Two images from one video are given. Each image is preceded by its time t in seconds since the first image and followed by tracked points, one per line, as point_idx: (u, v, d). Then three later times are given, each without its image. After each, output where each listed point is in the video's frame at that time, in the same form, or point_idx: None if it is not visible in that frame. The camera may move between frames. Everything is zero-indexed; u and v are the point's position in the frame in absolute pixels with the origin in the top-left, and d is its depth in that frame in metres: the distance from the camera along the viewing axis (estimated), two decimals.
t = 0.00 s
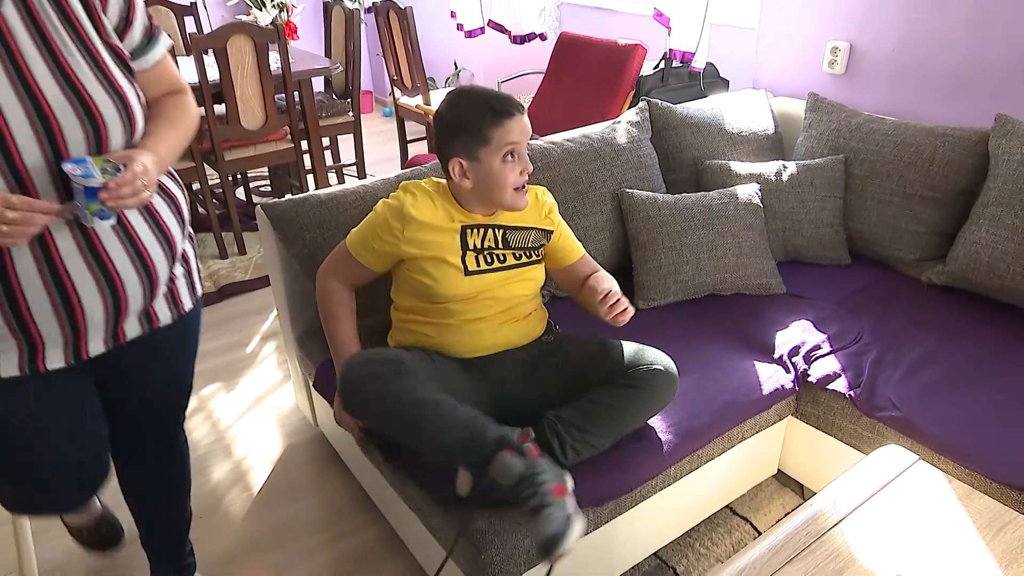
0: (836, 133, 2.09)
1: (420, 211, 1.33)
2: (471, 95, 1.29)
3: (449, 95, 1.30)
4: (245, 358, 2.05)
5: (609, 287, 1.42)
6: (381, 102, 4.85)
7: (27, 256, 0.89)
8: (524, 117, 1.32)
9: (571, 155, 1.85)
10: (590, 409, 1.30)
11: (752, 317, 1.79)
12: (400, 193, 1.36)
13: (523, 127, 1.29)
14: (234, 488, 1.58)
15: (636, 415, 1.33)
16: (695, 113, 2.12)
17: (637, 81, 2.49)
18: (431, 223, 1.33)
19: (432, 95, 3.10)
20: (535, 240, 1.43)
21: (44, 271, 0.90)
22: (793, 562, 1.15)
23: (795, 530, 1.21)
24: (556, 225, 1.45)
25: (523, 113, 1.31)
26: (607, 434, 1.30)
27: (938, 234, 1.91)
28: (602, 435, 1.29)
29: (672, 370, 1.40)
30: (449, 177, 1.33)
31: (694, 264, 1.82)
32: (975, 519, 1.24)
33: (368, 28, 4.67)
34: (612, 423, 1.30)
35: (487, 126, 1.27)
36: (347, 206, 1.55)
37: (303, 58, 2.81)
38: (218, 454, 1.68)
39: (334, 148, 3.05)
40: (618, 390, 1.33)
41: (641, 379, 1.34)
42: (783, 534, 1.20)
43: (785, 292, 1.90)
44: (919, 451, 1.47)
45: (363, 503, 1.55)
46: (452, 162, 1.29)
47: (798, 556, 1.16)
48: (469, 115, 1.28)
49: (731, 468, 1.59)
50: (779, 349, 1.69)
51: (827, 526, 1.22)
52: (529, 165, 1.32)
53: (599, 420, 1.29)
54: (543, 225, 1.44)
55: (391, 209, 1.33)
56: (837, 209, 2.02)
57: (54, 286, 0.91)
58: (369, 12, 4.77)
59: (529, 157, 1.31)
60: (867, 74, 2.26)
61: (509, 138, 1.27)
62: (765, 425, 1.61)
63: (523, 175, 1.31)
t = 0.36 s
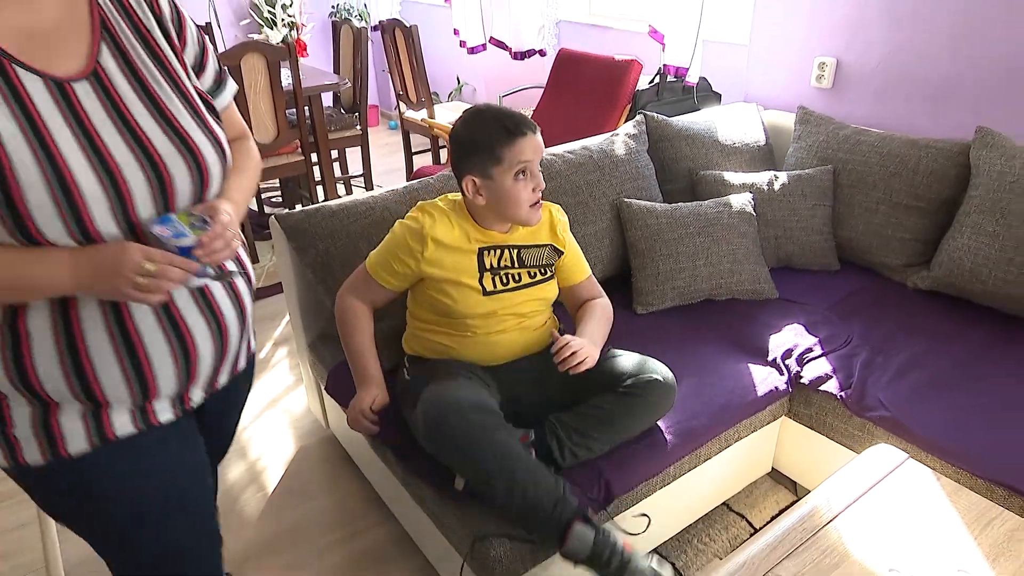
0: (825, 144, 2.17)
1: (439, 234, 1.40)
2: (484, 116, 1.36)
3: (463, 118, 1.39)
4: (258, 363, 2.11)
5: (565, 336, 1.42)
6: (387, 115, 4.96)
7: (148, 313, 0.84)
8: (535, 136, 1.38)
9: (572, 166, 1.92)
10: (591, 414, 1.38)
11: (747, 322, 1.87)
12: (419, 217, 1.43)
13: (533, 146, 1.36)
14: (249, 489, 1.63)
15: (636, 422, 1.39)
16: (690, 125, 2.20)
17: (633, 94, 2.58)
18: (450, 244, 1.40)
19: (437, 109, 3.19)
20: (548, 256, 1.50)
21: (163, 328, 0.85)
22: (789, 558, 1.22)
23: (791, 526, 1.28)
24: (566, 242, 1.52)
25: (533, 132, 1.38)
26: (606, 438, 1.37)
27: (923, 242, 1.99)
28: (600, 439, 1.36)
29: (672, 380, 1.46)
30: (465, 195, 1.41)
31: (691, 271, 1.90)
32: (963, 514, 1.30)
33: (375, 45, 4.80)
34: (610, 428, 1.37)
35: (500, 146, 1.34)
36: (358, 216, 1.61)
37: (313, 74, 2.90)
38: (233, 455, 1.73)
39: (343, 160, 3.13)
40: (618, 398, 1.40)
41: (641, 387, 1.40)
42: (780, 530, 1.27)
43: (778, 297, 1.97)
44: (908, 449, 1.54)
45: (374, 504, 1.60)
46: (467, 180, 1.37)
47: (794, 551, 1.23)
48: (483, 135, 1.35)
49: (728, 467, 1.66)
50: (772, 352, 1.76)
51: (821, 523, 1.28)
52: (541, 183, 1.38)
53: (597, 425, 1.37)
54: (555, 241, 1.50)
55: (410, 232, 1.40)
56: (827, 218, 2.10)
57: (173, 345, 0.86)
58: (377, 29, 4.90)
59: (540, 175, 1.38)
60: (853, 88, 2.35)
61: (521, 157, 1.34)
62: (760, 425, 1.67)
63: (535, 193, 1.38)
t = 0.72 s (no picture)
0: (806, 157, 2.28)
1: (446, 236, 1.49)
2: (490, 125, 1.44)
3: (481, 119, 1.47)
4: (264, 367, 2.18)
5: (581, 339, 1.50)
6: (389, 129, 5.07)
7: (270, 367, 0.74)
8: (531, 151, 1.44)
9: (566, 178, 2.01)
10: (593, 426, 1.47)
11: (735, 326, 1.96)
12: (427, 218, 1.51)
13: (521, 161, 1.42)
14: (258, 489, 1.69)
15: (634, 436, 1.47)
16: (679, 138, 2.30)
17: (624, 108, 2.68)
18: (453, 248, 1.49)
19: (437, 123, 3.29)
20: (548, 268, 1.57)
21: (282, 373, 0.76)
22: (775, 551, 1.29)
23: (777, 520, 1.36)
24: (569, 256, 1.59)
25: (529, 148, 1.43)
26: (605, 447, 1.46)
27: (900, 249, 2.10)
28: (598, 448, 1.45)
29: (668, 398, 1.53)
30: (458, 190, 1.53)
31: (681, 278, 1.98)
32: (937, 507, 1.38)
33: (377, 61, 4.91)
34: (609, 441, 1.45)
35: (488, 155, 1.42)
36: (364, 226, 1.69)
37: (317, 89, 2.99)
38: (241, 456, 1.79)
39: (346, 172, 3.22)
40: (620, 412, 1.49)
41: (641, 403, 1.48)
42: (766, 524, 1.35)
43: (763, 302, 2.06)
44: (887, 446, 1.63)
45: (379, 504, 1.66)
46: (455, 178, 1.49)
47: (779, 545, 1.31)
48: (477, 142, 1.44)
49: (717, 464, 1.74)
50: (758, 354, 1.85)
51: (804, 518, 1.36)
52: (522, 197, 1.44)
53: (597, 437, 1.46)
54: (557, 254, 1.58)
55: (417, 232, 1.49)
56: (809, 227, 2.20)
57: (294, 401, 0.77)
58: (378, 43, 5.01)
59: (522, 189, 1.43)
60: (833, 104, 2.46)
61: (505, 169, 1.41)
62: (747, 424, 1.76)
63: (512, 204, 1.44)
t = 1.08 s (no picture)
0: (793, 170, 2.38)
1: (435, 245, 1.59)
2: (478, 144, 1.52)
3: (471, 138, 1.55)
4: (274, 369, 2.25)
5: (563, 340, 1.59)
6: (392, 141, 5.20)
7: (399, 396, 0.74)
8: (513, 173, 1.52)
9: (564, 188, 2.10)
10: (585, 420, 1.54)
11: (726, 331, 2.04)
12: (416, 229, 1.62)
13: (502, 182, 1.50)
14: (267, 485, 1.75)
15: (625, 429, 1.55)
16: (672, 151, 2.40)
17: (619, 123, 2.79)
18: (440, 255, 1.59)
19: (440, 135, 3.40)
20: (535, 271, 1.65)
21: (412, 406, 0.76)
22: (764, 544, 1.37)
23: (766, 515, 1.43)
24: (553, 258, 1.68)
25: (512, 170, 1.51)
26: (598, 440, 1.53)
27: (882, 258, 2.20)
28: (591, 442, 1.52)
29: (657, 390, 1.60)
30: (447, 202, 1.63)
31: (673, 284, 2.07)
32: (917, 502, 1.46)
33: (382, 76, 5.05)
34: (602, 435, 1.53)
35: (472, 175, 1.51)
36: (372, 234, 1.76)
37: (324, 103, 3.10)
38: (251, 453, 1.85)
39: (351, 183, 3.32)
40: (611, 406, 1.56)
41: (632, 398, 1.56)
42: (756, 518, 1.42)
43: (752, 308, 2.15)
44: (870, 445, 1.71)
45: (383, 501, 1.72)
46: (443, 191, 1.59)
47: (768, 538, 1.38)
48: (464, 161, 1.53)
49: (709, 462, 1.82)
50: (747, 358, 1.93)
51: (790, 513, 1.44)
52: (501, 215, 1.53)
53: (589, 430, 1.53)
54: (541, 258, 1.67)
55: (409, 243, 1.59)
56: (796, 236, 2.30)
57: (413, 419, 0.76)
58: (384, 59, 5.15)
59: (502, 208, 1.52)
60: (819, 119, 2.58)
61: (487, 190, 1.50)
62: (737, 424, 1.84)
63: (492, 221, 1.54)
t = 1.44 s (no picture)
0: (778, 182, 2.49)
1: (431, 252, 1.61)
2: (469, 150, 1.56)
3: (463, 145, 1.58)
4: (279, 372, 2.31)
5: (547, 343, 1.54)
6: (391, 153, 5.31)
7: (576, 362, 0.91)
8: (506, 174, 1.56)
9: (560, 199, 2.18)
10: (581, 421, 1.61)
11: (716, 335, 2.13)
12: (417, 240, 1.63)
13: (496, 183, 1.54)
14: (274, 484, 1.80)
15: (620, 427, 1.62)
16: (663, 164, 2.50)
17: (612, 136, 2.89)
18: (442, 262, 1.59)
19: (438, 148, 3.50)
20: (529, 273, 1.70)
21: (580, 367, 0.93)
22: (756, 539, 1.44)
23: (759, 510, 1.50)
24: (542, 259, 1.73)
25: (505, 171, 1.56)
26: (593, 438, 1.62)
27: (862, 266, 2.31)
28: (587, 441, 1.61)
29: (652, 392, 1.67)
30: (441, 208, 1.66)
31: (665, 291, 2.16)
32: (898, 497, 1.54)
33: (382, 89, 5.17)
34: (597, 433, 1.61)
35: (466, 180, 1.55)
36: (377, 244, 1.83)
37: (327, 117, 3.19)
38: (259, 454, 1.91)
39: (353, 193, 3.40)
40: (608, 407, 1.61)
41: (628, 399, 1.61)
42: (749, 513, 1.49)
43: (740, 313, 2.25)
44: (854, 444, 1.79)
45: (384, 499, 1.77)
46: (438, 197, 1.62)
47: (761, 533, 1.45)
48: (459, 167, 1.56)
49: (701, 461, 1.90)
50: (737, 361, 2.02)
51: (782, 509, 1.51)
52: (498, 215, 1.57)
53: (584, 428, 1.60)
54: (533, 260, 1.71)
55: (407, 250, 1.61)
56: (781, 245, 2.41)
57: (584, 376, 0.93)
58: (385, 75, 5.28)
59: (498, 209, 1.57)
60: (802, 133, 2.69)
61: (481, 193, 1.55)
62: (727, 425, 1.93)
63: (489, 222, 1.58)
